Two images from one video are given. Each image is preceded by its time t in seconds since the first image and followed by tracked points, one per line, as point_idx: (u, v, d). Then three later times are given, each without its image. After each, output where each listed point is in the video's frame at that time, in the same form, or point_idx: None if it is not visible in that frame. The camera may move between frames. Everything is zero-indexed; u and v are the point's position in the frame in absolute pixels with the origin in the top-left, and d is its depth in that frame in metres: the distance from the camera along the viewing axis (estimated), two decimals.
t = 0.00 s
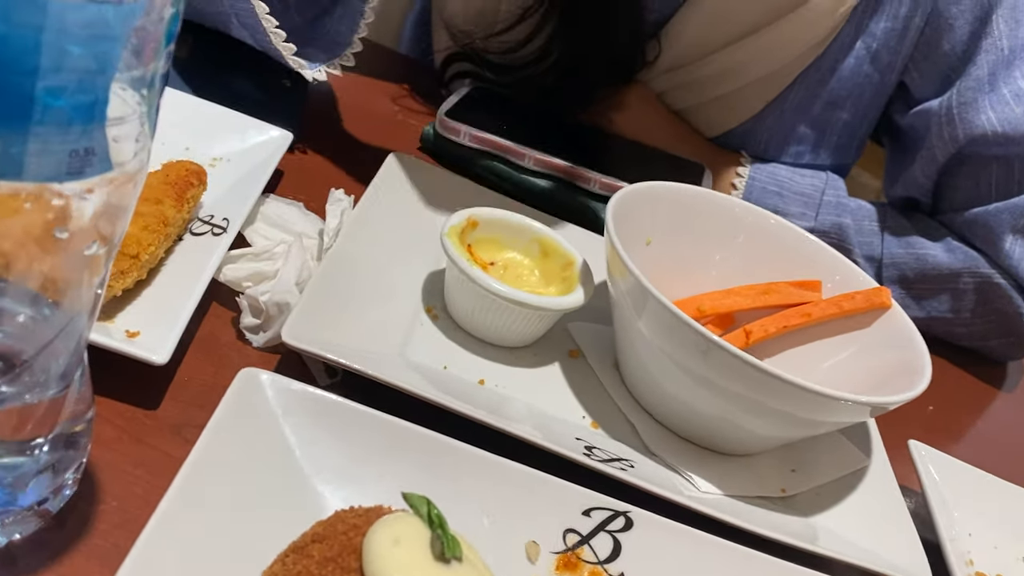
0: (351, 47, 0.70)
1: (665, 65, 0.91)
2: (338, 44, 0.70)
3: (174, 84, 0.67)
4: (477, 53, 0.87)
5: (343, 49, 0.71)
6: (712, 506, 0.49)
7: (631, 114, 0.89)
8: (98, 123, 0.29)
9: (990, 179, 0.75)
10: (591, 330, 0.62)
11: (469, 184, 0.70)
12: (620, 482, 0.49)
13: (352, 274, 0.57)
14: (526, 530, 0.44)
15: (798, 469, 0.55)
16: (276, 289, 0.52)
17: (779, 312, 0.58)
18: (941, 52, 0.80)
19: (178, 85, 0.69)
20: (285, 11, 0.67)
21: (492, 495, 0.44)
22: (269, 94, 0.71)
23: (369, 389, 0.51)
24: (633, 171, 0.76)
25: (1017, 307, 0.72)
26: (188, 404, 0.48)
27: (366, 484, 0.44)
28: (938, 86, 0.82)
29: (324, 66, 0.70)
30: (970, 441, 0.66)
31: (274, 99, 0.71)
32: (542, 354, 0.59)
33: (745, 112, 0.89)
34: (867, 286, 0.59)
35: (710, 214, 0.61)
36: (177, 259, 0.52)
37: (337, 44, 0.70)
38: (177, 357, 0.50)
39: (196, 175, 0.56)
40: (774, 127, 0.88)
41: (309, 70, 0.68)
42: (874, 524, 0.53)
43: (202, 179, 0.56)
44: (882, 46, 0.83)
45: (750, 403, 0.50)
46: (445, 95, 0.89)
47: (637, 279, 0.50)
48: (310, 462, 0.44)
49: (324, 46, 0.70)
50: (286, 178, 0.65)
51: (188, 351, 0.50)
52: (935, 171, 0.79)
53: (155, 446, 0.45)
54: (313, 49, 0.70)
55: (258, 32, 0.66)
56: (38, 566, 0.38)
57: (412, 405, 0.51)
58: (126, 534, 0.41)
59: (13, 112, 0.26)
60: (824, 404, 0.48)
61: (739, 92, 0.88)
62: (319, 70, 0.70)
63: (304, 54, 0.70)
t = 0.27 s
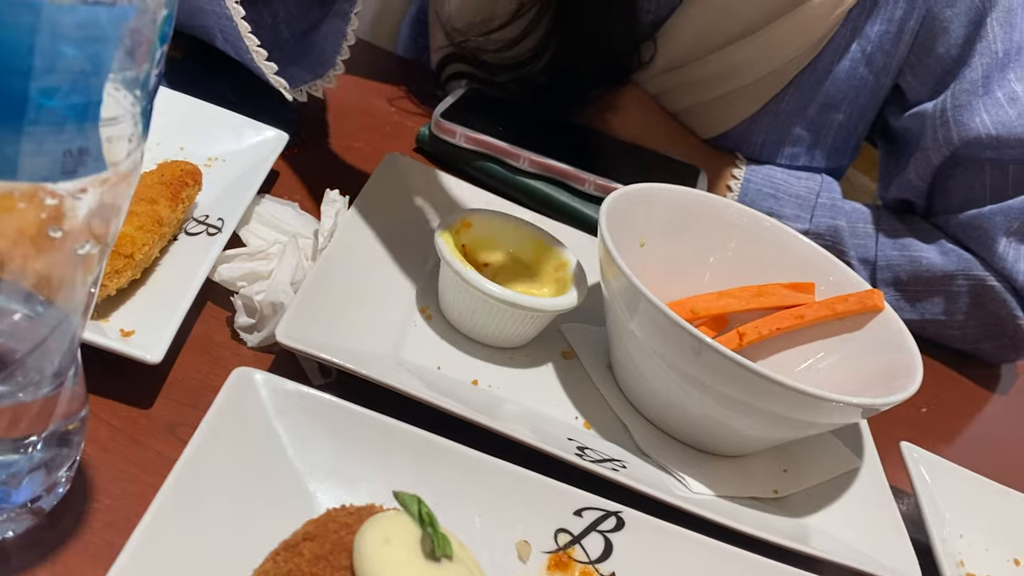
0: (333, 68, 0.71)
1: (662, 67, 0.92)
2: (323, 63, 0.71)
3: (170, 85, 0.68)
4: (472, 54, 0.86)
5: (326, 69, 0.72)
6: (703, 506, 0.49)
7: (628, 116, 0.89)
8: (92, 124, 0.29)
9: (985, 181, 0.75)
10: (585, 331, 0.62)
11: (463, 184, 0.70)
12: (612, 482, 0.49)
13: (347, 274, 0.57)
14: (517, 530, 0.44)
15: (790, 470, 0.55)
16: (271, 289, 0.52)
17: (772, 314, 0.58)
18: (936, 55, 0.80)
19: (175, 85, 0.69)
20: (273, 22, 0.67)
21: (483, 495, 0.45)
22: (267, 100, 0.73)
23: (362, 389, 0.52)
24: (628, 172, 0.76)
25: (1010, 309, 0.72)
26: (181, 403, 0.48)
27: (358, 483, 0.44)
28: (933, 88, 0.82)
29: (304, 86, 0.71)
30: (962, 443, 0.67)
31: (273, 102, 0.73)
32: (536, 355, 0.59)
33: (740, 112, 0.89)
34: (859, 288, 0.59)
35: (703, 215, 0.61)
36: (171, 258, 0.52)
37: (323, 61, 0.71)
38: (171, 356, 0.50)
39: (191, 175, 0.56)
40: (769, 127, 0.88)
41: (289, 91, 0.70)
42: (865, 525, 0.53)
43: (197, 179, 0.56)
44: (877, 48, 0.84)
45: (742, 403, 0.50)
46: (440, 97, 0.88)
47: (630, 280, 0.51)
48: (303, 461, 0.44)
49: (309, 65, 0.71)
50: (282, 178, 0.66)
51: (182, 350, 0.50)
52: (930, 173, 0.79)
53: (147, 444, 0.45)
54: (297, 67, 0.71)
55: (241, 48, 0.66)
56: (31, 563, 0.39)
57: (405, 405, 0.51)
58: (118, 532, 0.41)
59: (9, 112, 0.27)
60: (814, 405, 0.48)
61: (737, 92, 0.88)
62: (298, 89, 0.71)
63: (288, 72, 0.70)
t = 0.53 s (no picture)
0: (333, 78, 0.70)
1: (671, 62, 0.92)
2: (323, 72, 0.69)
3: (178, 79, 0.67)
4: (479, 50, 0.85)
5: (326, 78, 0.70)
6: (717, 505, 0.49)
7: (637, 113, 0.89)
8: (106, 107, 0.29)
9: (997, 179, 0.75)
10: (596, 327, 0.61)
11: (474, 179, 0.70)
12: (626, 479, 0.48)
13: (356, 269, 0.56)
14: (531, 528, 0.44)
15: (803, 469, 0.55)
16: (280, 282, 0.51)
17: (785, 311, 0.57)
18: (947, 52, 0.80)
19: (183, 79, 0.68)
20: (275, 27, 0.65)
21: (497, 492, 0.44)
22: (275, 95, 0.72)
23: (373, 384, 0.51)
24: (638, 169, 0.75)
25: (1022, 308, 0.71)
26: (189, 397, 0.47)
27: (370, 479, 0.43)
28: (944, 86, 0.81)
29: (303, 95, 0.70)
30: (974, 444, 0.66)
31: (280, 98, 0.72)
32: (546, 351, 0.59)
33: (749, 108, 0.89)
34: (873, 286, 0.59)
35: (716, 212, 0.61)
36: (179, 251, 0.52)
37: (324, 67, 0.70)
38: (179, 349, 0.49)
39: (199, 167, 0.55)
40: (778, 126, 0.89)
41: (288, 99, 0.69)
42: (879, 524, 0.52)
43: (205, 171, 0.56)
44: (888, 45, 0.84)
45: (756, 401, 0.49)
46: (447, 91, 0.87)
47: (644, 275, 0.50)
48: (314, 457, 0.43)
49: (309, 74, 0.69)
50: (290, 172, 0.65)
51: (190, 344, 0.50)
52: (941, 170, 0.79)
53: (155, 439, 0.44)
54: (297, 75, 0.69)
55: (240, 55, 0.65)
56: (37, 559, 0.38)
57: (416, 401, 0.50)
58: (126, 527, 0.40)
59: (23, 93, 0.26)
60: (830, 402, 0.48)
61: (746, 88, 0.88)
62: (297, 97, 0.70)
63: (288, 80, 0.68)
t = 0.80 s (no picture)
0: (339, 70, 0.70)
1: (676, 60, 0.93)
2: (328, 63, 0.69)
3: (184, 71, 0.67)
4: (484, 45, 0.86)
5: (331, 69, 0.70)
6: (727, 500, 0.48)
7: (642, 110, 0.89)
8: (121, 89, 0.28)
9: (1003, 177, 0.75)
10: (602, 323, 0.61)
11: (482, 174, 0.70)
12: (635, 474, 0.48)
13: (364, 263, 0.56)
14: (540, 522, 0.43)
15: (811, 466, 0.55)
16: (287, 275, 0.51)
17: (793, 307, 0.57)
18: (954, 49, 0.80)
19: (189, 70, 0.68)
20: (280, 18, 0.65)
21: (506, 486, 0.44)
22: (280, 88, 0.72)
23: (381, 377, 0.51)
24: (644, 165, 0.75)
25: None
26: (196, 389, 0.47)
27: (378, 472, 0.43)
28: (952, 84, 0.81)
29: (308, 87, 0.69)
30: (981, 442, 0.66)
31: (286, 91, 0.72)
32: (553, 346, 0.58)
33: (756, 105, 0.89)
34: (881, 282, 0.59)
35: (724, 207, 0.61)
36: (185, 242, 0.51)
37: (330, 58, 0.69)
38: (186, 342, 0.49)
39: (205, 159, 0.55)
40: (784, 123, 0.89)
41: (292, 90, 0.68)
42: (887, 521, 0.52)
43: (211, 163, 0.55)
44: (894, 42, 0.84)
45: (766, 397, 0.49)
46: (452, 86, 0.87)
47: (653, 269, 0.50)
48: (323, 450, 0.43)
49: (315, 66, 0.69)
50: (296, 165, 0.65)
51: (196, 336, 0.49)
52: (948, 169, 0.79)
53: (162, 431, 0.44)
54: (302, 66, 0.68)
55: (245, 45, 0.64)
56: (44, 550, 0.37)
57: (424, 394, 0.50)
58: (132, 520, 0.40)
59: (37, 73, 0.26)
60: (840, 398, 0.47)
61: (755, 83, 0.88)
62: (302, 89, 0.70)
63: (293, 72, 0.68)
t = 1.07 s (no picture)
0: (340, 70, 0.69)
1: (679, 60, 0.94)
2: (330, 64, 0.69)
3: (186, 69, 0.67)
4: (486, 43, 0.85)
5: (332, 70, 0.70)
6: (729, 503, 0.48)
7: (645, 110, 0.89)
8: (121, 84, 0.28)
9: (1008, 180, 0.75)
10: (604, 323, 0.61)
11: (485, 173, 0.70)
12: (637, 476, 0.48)
13: (365, 261, 0.56)
14: (542, 524, 0.43)
15: (814, 468, 0.54)
16: (288, 273, 0.51)
17: (797, 309, 0.57)
18: (960, 51, 0.80)
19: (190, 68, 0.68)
20: (281, 18, 0.64)
21: (508, 487, 0.43)
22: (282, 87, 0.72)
23: (382, 377, 0.50)
24: (647, 166, 0.75)
25: None
26: (196, 388, 0.46)
27: (379, 473, 0.43)
28: (956, 86, 0.81)
29: (309, 87, 0.69)
30: (984, 446, 0.65)
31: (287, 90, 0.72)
32: (555, 347, 0.58)
33: (760, 104, 0.89)
34: (886, 284, 0.58)
35: (728, 208, 0.61)
36: (186, 240, 0.51)
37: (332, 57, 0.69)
38: (186, 340, 0.49)
39: (206, 156, 0.55)
40: (787, 125, 0.89)
41: (293, 91, 0.68)
42: (890, 524, 0.52)
43: (212, 160, 0.55)
44: (899, 44, 0.84)
45: (770, 399, 0.48)
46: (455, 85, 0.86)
47: (657, 270, 0.49)
48: (323, 449, 0.42)
49: (316, 66, 0.68)
50: (298, 164, 0.65)
51: (197, 335, 0.49)
52: (952, 170, 0.79)
53: (162, 430, 0.44)
54: (303, 67, 0.68)
55: (246, 45, 0.64)
56: (42, 550, 0.37)
57: (426, 395, 0.50)
58: (131, 520, 0.40)
59: (36, 67, 0.25)
60: (845, 401, 0.47)
61: (760, 83, 0.88)
62: (303, 89, 0.69)
63: (294, 71, 0.67)
